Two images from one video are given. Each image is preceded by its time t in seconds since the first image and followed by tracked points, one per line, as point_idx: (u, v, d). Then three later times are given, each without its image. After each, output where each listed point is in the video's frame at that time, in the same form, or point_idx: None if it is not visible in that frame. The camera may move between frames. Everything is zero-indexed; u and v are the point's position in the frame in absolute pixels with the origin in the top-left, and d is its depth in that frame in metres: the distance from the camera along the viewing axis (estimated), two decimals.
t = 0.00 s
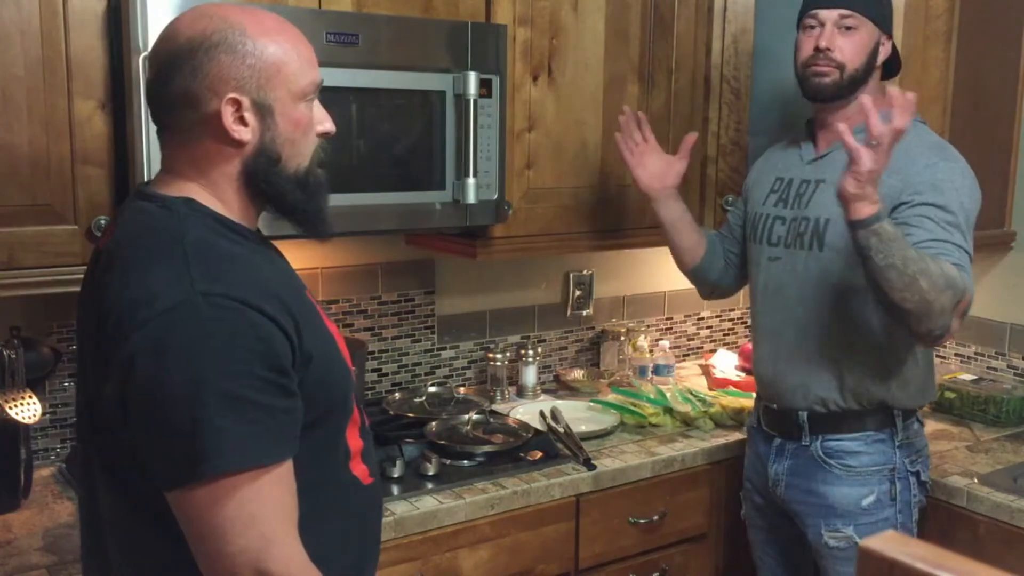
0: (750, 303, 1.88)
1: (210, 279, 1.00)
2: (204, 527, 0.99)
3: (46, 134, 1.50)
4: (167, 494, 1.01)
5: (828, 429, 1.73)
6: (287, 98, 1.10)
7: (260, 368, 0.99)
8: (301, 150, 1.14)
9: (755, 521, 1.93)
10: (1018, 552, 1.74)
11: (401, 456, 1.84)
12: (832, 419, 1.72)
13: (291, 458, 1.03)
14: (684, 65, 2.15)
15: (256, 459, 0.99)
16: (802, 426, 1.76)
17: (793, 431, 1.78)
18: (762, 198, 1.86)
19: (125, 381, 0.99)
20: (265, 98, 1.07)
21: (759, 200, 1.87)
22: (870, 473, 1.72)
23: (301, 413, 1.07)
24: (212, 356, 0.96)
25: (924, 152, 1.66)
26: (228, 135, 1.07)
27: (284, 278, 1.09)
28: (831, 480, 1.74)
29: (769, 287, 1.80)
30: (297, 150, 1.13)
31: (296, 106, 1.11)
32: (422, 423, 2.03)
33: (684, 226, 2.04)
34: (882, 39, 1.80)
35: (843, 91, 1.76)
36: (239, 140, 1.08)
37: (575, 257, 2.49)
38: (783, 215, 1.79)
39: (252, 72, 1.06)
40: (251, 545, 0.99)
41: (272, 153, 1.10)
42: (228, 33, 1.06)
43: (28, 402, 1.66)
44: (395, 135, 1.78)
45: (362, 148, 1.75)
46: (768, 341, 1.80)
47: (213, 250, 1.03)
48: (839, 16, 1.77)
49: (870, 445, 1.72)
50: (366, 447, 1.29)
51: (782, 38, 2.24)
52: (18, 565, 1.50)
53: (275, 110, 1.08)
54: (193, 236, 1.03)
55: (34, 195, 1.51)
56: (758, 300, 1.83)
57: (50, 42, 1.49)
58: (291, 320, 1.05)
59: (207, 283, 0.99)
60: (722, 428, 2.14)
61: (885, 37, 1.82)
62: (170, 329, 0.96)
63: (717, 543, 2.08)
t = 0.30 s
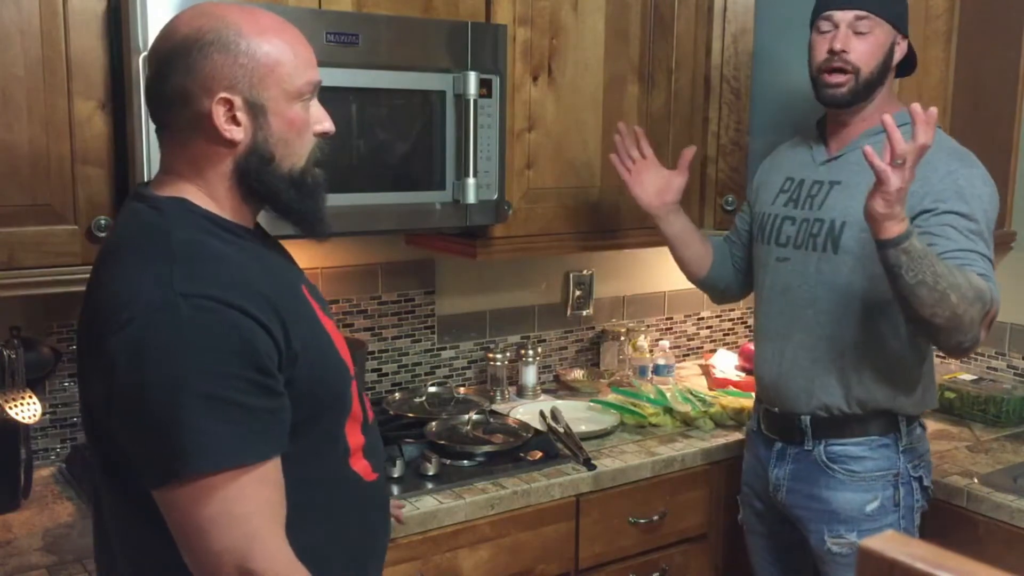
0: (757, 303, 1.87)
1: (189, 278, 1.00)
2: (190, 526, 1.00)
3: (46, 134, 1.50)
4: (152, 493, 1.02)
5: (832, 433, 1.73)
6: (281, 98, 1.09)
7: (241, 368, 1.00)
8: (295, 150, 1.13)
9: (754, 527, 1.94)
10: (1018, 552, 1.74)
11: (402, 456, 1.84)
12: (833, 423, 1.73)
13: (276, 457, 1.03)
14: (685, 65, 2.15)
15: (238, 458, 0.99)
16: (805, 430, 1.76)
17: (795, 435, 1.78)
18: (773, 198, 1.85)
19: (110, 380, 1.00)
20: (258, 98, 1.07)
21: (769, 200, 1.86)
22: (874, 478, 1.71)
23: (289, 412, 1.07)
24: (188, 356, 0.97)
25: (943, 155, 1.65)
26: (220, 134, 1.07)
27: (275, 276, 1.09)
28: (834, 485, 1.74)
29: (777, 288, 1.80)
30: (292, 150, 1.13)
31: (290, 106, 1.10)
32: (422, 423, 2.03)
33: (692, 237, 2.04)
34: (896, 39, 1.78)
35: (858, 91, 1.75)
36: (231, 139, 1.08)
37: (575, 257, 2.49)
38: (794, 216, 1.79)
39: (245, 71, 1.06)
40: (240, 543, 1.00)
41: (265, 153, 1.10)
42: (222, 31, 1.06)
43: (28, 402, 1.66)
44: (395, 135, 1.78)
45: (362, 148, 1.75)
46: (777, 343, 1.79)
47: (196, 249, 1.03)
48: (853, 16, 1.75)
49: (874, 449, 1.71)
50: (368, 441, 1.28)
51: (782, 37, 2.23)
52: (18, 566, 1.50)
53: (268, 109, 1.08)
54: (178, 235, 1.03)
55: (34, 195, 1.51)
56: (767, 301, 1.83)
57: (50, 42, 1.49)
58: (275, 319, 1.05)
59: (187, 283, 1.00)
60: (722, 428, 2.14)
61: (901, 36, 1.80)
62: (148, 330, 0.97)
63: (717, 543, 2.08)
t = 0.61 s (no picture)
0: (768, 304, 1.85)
1: (181, 272, 1.00)
2: (176, 516, 1.00)
3: (46, 134, 1.50)
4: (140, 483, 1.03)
5: (837, 438, 1.72)
6: (282, 88, 1.09)
7: (227, 362, 0.99)
8: (298, 141, 1.13)
9: (755, 528, 1.94)
10: (1017, 552, 1.74)
11: (402, 456, 1.84)
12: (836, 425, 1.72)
13: (265, 452, 1.04)
14: (685, 66, 2.16)
15: (222, 453, 0.99)
16: (810, 433, 1.75)
17: (800, 439, 1.78)
18: (786, 198, 1.84)
19: (102, 369, 1.00)
20: (258, 87, 1.07)
21: (782, 200, 1.85)
22: (877, 484, 1.71)
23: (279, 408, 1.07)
24: (175, 352, 0.97)
25: (957, 157, 1.61)
26: (220, 124, 1.07)
27: (270, 269, 1.08)
28: (837, 490, 1.74)
29: (787, 289, 1.78)
30: (294, 141, 1.12)
31: (291, 97, 1.10)
32: (423, 423, 2.03)
33: (690, 251, 2.01)
34: (882, 44, 1.69)
35: (833, 101, 1.73)
36: (232, 128, 1.08)
37: (575, 257, 2.49)
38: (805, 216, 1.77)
39: (246, 60, 1.06)
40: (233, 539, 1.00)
41: (266, 143, 1.10)
42: (224, 22, 1.06)
43: (28, 402, 1.66)
44: (395, 135, 1.78)
45: (362, 148, 1.75)
46: (786, 347, 1.76)
47: (188, 242, 1.02)
48: (823, 26, 1.73)
49: (879, 455, 1.70)
50: (369, 437, 1.25)
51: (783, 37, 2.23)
52: (18, 566, 1.50)
53: (268, 100, 1.08)
54: (172, 227, 1.03)
55: (34, 195, 1.51)
56: (778, 303, 1.81)
57: (50, 42, 1.49)
58: (267, 314, 1.05)
59: (178, 276, 0.99)
60: (722, 428, 2.14)
61: (897, 39, 1.70)
62: (135, 327, 0.97)
63: (717, 543, 2.08)
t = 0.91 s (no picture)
0: (785, 303, 1.82)
1: (192, 274, 1.00)
2: (172, 519, 1.00)
3: (46, 134, 1.50)
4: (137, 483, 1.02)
5: (853, 443, 1.69)
6: (315, 98, 1.12)
7: (235, 367, 0.99)
8: (317, 152, 1.15)
9: (770, 527, 1.93)
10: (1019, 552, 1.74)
11: (402, 456, 1.84)
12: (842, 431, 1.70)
13: (266, 459, 1.04)
14: (685, 66, 2.16)
15: (224, 457, 0.99)
16: (826, 437, 1.73)
17: (815, 441, 1.75)
18: (804, 200, 1.79)
19: (105, 367, 1.00)
20: (297, 94, 1.09)
21: (800, 201, 1.80)
22: (891, 490, 1.67)
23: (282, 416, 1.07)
24: (184, 353, 0.96)
25: (984, 172, 1.56)
26: (257, 126, 1.07)
27: (277, 277, 1.09)
28: (850, 495, 1.70)
29: (805, 295, 1.75)
30: (315, 151, 1.15)
31: (319, 109, 1.13)
32: (423, 423, 2.03)
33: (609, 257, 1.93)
34: (895, 45, 1.63)
35: (848, 107, 1.69)
36: (268, 131, 1.08)
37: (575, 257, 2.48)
38: (824, 222, 1.72)
39: (289, 66, 1.08)
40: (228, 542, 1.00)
41: (295, 150, 1.11)
42: (265, 28, 1.08)
43: (28, 402, 1.66)
44: (395, 135, 1.78)
45: (362, 148, 1.75)
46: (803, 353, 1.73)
47: (199, 244, 1.02)
48: (834, 29, 1.68)
49: (893, 461, 1.67)
50: (363, 451, 1.26)
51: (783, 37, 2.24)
52: (18, 566, 1.50)
53: (304, 108, 1.10)
54: (182, 228, 1.03)
55: (34, 195, 1.51)
56: (795, 305, 1.77)
57: (50, 42, 1.49)
58: (275, 320, 1.05)
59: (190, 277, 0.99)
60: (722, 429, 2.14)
61: (912, 41, 1.63)
62: (142, 326, 0.97)
63: (717, 543, 2.08)
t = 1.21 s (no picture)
0: (809, 314, 1.68)
1: (211, 259, 0.99)
2: (188, 505, 0.98)
3: (46, 134, 1.50)
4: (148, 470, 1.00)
5: (891, 453, 1.58)
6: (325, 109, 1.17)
7: (254, 352, 0.99)
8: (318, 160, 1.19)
9: (788, 538, 1.78)
10: None
11: (402, 456, 1.84)
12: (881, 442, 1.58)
13: (276, 449, 1.03)
14: (684, 65, 2.16)
15: (240, 440, 0.98)
16: (860, 448, 1.61)
17: (847, 451, 1.63)
18: (833, 206, 1.64)
19: (116, 354, 0.98)
20: (314, 104, 1.14)
21: (829, 207, 1.65)
22: (931, 502, 1.57)
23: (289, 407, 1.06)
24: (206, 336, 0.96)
25: None
26: (280, 130, 1.10)
27: (285, 272, 1.09)
28: (887, 507, 1.59)
29: (838, 307, 1.60)
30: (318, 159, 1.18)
31: (325, 120, 1.18)
32: (423, 423, 2.03)
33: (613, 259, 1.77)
34: (944, 49, 1.51)
35: (890, 113, 1.55)
36: (290, 136, 1.11)
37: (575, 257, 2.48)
38: (862, 231, 1.58)
39: (312, 76, 1.13)
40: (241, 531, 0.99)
41: (309, 156, 1.15)
42: (287, 38, 1.12)
43: (28, 402, 1.66)
44: (395, 135, 1.78)
45: (362, 148, 1.75)
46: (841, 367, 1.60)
47: (216, 235, 1.02)
48: (878, 30, 1.55)
49: (933, 472, 1.57)
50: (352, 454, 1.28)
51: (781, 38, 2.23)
52: (18, 566, 1.50)
53: (319, 118, 1.15)
54: (199, 217, 1.03)
55: (34, 195, 1.51)
56: (825, 319, 1.63)
57: (50, 42, 1.49)
58: (288, 311, 1.05)
59: (210, 263, 0.99)
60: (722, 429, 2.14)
61: (960, 45, 1.51)
62: (177, 303, 0.96)
63: (717, 543, 2.08)
